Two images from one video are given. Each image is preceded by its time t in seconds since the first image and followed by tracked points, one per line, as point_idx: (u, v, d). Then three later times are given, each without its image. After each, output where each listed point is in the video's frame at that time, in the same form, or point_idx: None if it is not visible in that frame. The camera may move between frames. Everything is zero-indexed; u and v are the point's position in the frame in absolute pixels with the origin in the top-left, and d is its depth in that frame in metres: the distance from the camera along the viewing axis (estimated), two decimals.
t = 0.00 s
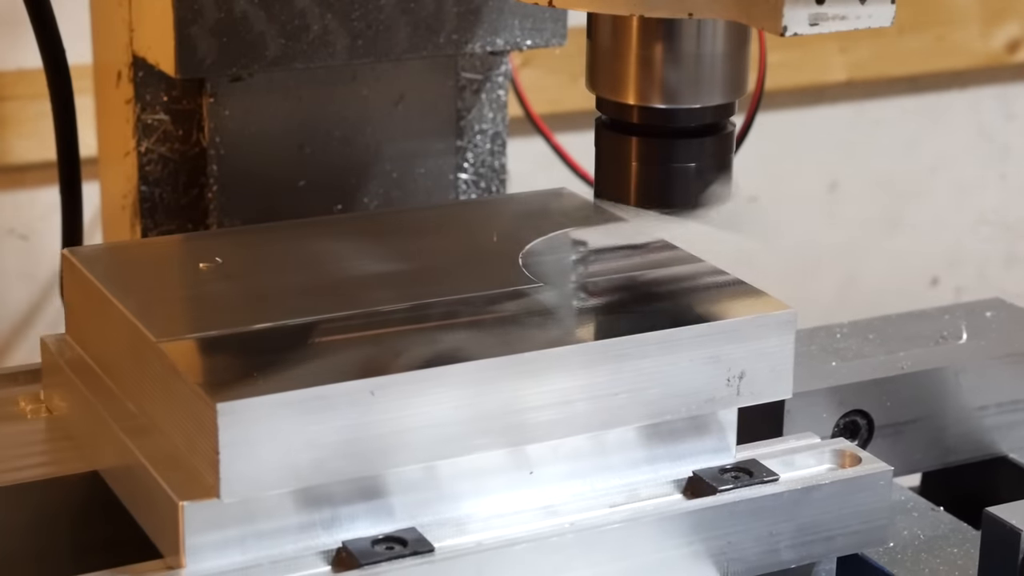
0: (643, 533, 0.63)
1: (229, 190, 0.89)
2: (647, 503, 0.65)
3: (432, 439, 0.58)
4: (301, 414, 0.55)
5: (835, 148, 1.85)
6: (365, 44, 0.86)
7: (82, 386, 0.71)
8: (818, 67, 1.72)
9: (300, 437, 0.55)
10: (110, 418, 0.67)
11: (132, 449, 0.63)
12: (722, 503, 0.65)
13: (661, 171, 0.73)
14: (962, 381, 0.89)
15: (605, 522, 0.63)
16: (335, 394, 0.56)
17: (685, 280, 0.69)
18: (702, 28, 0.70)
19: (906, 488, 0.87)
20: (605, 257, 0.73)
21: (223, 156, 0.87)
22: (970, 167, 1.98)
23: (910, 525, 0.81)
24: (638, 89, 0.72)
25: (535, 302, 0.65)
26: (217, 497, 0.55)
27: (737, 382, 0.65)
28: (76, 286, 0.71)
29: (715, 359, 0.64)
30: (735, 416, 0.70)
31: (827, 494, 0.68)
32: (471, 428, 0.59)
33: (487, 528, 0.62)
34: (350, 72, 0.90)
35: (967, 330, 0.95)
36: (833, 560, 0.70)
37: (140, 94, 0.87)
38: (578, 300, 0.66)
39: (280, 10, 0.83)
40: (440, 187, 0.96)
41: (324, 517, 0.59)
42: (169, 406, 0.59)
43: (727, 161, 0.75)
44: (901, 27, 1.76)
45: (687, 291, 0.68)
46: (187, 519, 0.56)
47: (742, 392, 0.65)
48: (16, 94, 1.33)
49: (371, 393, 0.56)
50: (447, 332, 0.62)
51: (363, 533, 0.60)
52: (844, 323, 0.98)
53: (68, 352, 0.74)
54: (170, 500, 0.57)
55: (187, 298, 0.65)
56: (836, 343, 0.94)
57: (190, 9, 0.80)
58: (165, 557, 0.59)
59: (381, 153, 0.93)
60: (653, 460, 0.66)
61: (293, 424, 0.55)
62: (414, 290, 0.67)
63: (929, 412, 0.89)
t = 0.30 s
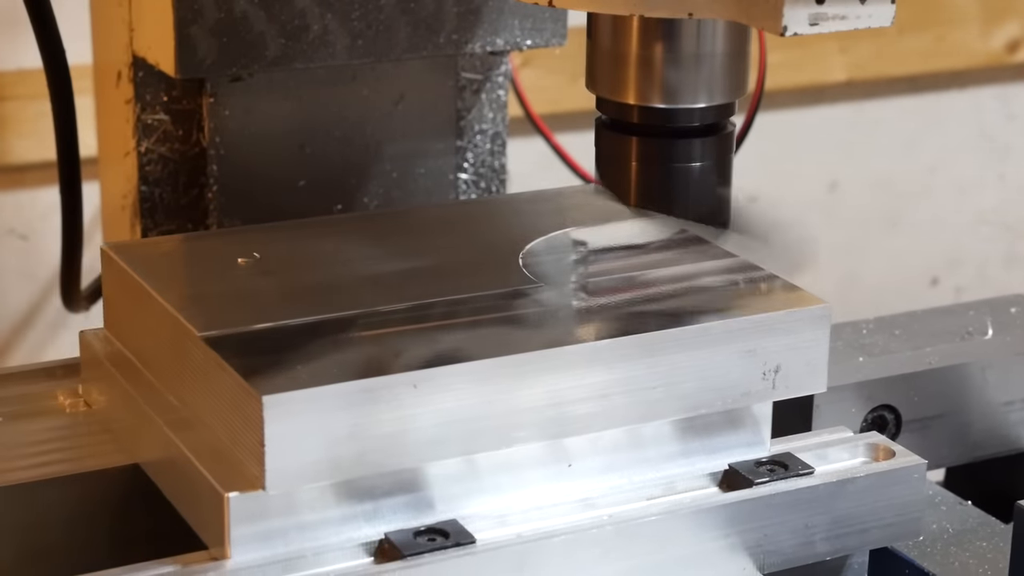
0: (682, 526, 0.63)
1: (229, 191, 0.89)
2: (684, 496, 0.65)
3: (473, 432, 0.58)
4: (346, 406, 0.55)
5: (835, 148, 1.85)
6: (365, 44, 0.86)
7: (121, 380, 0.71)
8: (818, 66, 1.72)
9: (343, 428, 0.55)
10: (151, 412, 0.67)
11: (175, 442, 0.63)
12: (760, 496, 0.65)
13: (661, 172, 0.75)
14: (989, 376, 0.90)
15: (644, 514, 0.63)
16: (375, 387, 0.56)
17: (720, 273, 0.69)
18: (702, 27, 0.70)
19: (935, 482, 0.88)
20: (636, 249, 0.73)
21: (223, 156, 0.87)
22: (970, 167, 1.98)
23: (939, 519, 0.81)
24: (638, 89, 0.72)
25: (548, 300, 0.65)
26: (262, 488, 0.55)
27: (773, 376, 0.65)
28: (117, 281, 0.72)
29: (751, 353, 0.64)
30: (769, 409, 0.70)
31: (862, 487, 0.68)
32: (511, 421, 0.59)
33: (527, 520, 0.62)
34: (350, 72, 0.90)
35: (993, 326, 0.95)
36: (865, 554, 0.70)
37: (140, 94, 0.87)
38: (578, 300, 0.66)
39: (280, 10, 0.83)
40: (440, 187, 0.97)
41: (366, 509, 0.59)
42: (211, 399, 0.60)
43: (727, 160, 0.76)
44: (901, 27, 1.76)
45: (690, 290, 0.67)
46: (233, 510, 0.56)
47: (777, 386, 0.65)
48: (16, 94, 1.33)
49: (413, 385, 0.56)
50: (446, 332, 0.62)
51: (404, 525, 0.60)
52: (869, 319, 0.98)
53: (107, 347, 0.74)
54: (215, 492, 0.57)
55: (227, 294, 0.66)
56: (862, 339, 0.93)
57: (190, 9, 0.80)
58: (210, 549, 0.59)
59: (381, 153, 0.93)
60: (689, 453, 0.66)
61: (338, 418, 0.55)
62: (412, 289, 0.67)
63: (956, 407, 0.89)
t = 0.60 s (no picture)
0: (719, 517, 0.65)
1: (228, 190, 0.89)
2: (721, 488, 0.66)
3: (516, 424, 0.60)
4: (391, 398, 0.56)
5: (835, 147, 1.85)
6: (365, 44, 0.86)
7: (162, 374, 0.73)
8: (818, 67, 1.72)
9: (389, 422, 0.57)
10: (193, 404, 0.68)
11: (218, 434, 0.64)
12: (797, 488, 0.66)
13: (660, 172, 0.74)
14: (1015, 373, 0.91)
15: (683, 506, 0.64)
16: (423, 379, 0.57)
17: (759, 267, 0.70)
18: (702, 27, 0.70)
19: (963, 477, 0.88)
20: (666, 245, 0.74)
21: (223, 156, 0.87)
22: (970, 167, 1.98)
23: (968, 512, 0.81)
24: (638, 89, 0.72)
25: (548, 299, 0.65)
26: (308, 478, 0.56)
27: (809, 369, 0.66)
28: (157, 276, 0.73)
29: (787, 347, 0.65)
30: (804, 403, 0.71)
31: (897, 480, 0.69)
32: (555, 413, 0.61)
33: (566, 512, 0.64)
34: (350, 72, 0.90)
35: (1018, 322, 0.96)
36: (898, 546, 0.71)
37: (140, 94, 0.87)
38: (577, 300, 0.66)
39: (280, 11, 0.83)
40: (440, 187, 0.97)
41: (411, 500, 0.61)
42: (256, 390, 0.61)
43: (727, 160, 0.76)
44: (901, 27, 1.76)
45: (689, 290, 0.67)
46: (280, 503, 0.57)
47: (813, 379, 0.67)
48: (15, 94, 1.33)
49: (457, 379, 0.58)
50: (447, 332, 0.62)
51: (449, 516, 0.62)
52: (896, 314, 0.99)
53: (147, 341, 0.76)
54: (261, 483, 0.58)
55: (267, 288, 0.67)
56: (890, 334, 0.94)
57: (190, 9, 0.80)
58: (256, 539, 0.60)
59: (381, 153, 0.93)
60: (725, 446, 0.68)
61: (381, 408, 0.56)
62: (409, 289, 0.67)
63: (983, 401, 0.90)
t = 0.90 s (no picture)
0: (757, 511, 0.64)
1: (228, 190, 0.88)
2: (758, 481, 0.66)
3: (554, 417, 0.60)
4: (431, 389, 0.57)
5: (835, 147, 1.85)
6: (365, 44, 0.86)
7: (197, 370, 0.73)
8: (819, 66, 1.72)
9: (430, 415, 0.57)
10: (233, 398, 0.68)
11: (260, 428, 0.64)
12: (833, 482, 0.66)
13: (661, 171, 0.77)
14: None
15: (721, 498, 0.64)
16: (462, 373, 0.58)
17: (798, 263, 0.70)
18: (702, 27, 0.70)
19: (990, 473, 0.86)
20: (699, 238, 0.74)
21: (223, 156, 0.87)
22: (970, 167, 1.98)
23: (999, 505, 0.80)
24: (638, 89, 0.72)
25: (544, 300, 0.65)
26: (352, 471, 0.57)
27: (843, 363, 0.66)
28: (195, 271, 0.73)
29: (823, 342, 0.65)
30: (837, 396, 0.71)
31: (930, 473, 0.69)
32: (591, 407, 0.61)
33: (605, 505, 0.63)
34: (350, 72, 0.90)
35: None
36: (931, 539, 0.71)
37: (140, 94, 0.87)
38: (576, 300, 0.65)
39: (280, 10, 0.83)
40: (440, 187, 0.96)
41: (450, 493, 0.61)
42: (298, 385, 0.61)
43: (728, 162, 0.78)
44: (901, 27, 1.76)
45: (689, 290, 0.66)
46: (322, 494, 0.57)
47: (848, 373, 0.67)
48: (15, 94, 1.33)
49: (498, 371, 0.58)
50: (446, 332, 0.62)
51: (488, 508, 0.62)
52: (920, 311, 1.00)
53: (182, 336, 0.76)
54: (304, 476, 0.58)
55: (307, 284, 0.67)
56: (917, 329, 0.96)
57: (190, 9, 0.80)
58: (297, 536, 0.60)
59: (381, 153, 0.93)
60: (760, 440, 0.68)
61: (423, 401, 0.57)
62: (406, 288, 0.67)
63: (1007, 397, 0.93)
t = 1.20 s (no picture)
0: (792, 504, 0.65)
1: (229, 190, 0.88)
2: (793, 474, 0.67)
3: (597, 411, 0.61)
4: (477, 380, 0.58)
5: (836, 147, 1.85)
6: (365, 44, 0.86)
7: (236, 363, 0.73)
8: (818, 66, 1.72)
9: (474, 407, 0.58)
10: (273, 391, 0.69)
11: (302, 420, 0.65)
12: (868, 474, 0.66)
13: (661, 170, 0.76)
14: None
15: (759, 491, 0.64)
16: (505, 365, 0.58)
17: (819, 260, 0.70)
18: (702, 28, 0.70)
19: None
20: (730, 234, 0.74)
21: (222, 157, 0.87)
22: (970, 167, 1.97)
23: None
24: (638, 90, 0.72)
25: (544, 300, 0.65)
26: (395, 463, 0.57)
27: (878, 357, 0.67)
28: (231, 266, 0.74)
29: (857, 335, 0.66)
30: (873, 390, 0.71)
31: (965, 465, 0.69)
32: (629, 401, 0.61)
33: (643, 497, 0.64)
34: (350, 72, 0.90)
35: None
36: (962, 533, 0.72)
37: (140, 94, 0.87)
38: (577, 300, 0.65)
39: (280, 11, 0.83)
40: (440, 186, 0.96)
41: (491, 485, 0.62)
42: (339, 378, 0.62)
43: (727, 160, 0.77)
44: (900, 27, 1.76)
45: (688, 289, 0.66)
46: (367, 487, 0.59)
47: (882, 366, 0.67)
48: (16, 94, 1.33)
49: (539, 364, 0.59)
50: (446, 332, 0.62)
51: (528, 500, 0.63)
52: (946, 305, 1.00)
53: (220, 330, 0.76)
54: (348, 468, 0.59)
55: (347, 280, 0.68)
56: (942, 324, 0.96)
57: (190, 9, 0.80)
58: (341, 524, 0.61)
59: (381, 153, 0.93)
60: (796, 433, 0.68)
61: (466, 393, 0.58)
62: (407, 289, 0.67)
63: None
